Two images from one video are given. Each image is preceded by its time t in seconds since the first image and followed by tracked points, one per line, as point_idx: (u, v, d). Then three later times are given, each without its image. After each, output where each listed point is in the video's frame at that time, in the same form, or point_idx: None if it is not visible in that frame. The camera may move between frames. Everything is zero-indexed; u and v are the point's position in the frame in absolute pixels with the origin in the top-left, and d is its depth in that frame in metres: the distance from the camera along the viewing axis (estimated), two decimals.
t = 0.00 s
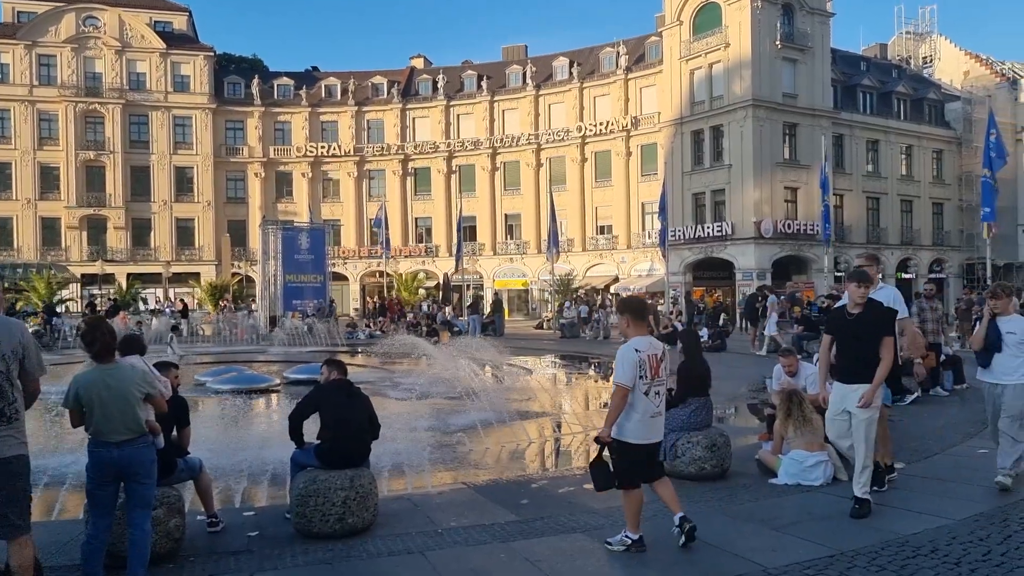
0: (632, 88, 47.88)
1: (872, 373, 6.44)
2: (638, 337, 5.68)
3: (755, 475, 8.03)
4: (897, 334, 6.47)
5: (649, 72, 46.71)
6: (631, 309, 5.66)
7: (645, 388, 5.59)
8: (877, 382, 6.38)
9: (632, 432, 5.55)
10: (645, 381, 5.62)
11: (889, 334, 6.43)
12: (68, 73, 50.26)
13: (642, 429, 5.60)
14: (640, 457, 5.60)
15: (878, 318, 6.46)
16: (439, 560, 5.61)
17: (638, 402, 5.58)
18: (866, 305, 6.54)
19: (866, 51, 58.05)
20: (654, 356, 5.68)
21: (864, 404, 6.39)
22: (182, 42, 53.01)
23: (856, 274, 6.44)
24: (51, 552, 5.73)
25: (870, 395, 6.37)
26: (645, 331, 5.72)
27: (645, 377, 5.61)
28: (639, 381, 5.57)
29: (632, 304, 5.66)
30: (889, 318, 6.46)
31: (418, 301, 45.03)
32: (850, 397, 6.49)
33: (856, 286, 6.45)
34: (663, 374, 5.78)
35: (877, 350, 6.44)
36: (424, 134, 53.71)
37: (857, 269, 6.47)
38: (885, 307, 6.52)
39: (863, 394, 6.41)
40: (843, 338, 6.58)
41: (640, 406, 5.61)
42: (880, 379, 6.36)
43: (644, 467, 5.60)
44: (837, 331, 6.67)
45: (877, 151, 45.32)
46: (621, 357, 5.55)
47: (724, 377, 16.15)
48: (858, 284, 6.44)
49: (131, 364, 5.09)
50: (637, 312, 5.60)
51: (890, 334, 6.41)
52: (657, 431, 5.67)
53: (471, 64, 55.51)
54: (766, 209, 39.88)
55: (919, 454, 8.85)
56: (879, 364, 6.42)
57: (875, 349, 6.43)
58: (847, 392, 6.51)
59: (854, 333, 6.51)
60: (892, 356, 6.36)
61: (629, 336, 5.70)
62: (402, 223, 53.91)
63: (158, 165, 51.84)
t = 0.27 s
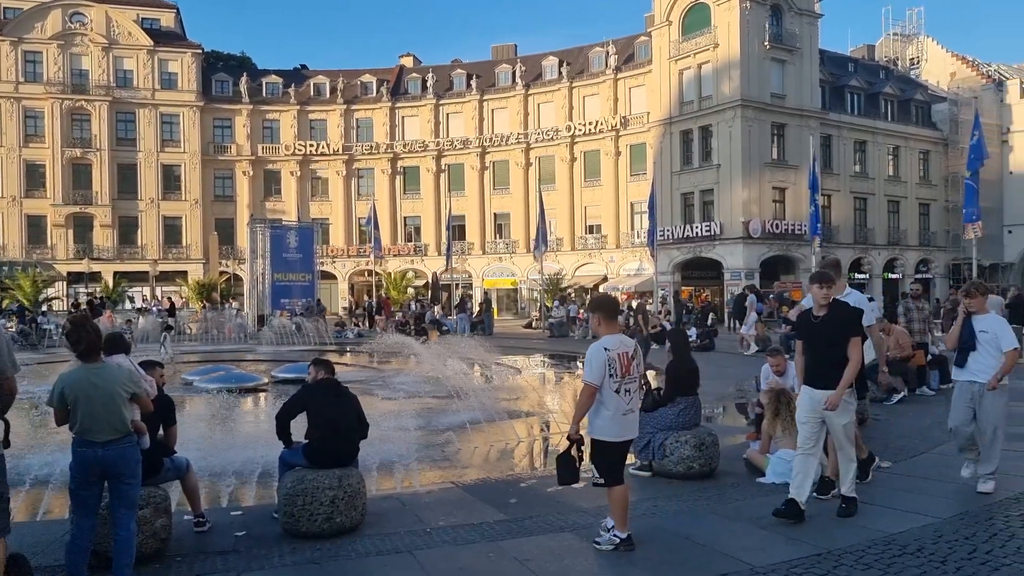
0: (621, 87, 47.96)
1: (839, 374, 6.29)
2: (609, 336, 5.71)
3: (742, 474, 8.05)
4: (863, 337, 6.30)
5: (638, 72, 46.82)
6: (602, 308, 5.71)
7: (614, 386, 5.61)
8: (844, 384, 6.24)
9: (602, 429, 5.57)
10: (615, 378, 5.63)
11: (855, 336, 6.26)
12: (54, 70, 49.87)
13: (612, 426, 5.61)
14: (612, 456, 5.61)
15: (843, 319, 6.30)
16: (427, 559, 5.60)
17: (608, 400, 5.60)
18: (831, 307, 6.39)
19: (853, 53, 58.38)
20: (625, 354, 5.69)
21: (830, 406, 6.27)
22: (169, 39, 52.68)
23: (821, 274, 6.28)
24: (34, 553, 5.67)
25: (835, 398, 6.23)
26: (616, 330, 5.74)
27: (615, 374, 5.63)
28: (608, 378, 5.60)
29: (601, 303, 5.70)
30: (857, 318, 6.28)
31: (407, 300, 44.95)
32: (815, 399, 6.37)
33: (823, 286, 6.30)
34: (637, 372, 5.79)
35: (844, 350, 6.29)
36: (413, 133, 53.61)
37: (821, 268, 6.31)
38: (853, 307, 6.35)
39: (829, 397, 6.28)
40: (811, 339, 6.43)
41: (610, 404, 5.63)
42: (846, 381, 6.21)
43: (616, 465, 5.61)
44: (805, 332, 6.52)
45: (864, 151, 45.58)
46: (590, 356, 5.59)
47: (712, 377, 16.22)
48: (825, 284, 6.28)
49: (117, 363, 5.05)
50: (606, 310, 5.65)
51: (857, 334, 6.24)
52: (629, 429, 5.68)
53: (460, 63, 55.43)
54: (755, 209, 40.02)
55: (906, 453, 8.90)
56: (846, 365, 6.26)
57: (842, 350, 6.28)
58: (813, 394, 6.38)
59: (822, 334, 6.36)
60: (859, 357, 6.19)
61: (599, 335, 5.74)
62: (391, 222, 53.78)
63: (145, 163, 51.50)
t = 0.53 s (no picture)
0: (612, 87, 48.04)
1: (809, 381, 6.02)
2: (588, 336, 5.74)
3: (732, 473, 8.08)
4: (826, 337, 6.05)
5: (629, 72, 46.90)
6: (582, 307, 5.73)
7: (594, 385, 5.63)
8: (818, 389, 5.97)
9: (582, 429, 5.60)
10: (595, 378, 5.66)
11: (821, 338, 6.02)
12: (42, 67, 49.53)
13: (593, 425, 5.63)
14: (591, 454, 5.64)
15: (805, 319, 6.04)
16: (418, 559, 5.59)
17: (587, 399, 5.62)
18: (792, 309, 6.12)
19: (843, 54, 58.66)
20: (604, 353, 5.74)
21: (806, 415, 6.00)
22: (159, 36, 52.40)
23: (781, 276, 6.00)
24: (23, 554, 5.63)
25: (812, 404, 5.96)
26: (596, 329, 5.78)
27: (595, 374, 5.66)
28: (588, 378, 5.62)
29: (583, 302, 5.75)
30: (820, 320, 6.04)
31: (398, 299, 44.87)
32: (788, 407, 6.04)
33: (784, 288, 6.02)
34: (617, 373, 5.83)
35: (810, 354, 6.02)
36: (404, 132, 53.53)
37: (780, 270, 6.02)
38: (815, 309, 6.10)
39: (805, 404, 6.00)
40: (775, 341, 6.11)
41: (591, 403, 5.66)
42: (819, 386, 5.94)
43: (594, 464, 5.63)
44: (766, 338, 6.21)
45: (854, 152, 45.80)
46: (570, 353, 5.63)
47: (702, 377, 16.27)
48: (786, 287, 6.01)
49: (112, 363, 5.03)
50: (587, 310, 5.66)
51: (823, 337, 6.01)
52: (609, 428, 5.71)
53: (452, 62, 55.36)
54: (745, 209, 40.14)
55: (894, 452, 8.94)
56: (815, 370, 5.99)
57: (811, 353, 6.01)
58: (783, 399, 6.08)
59: (786, 337, 6.06)
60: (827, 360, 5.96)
61: (579, 335, 5.77)
62: (382, 221, 53.66)
63: (134, 161, 51.22)
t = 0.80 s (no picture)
0: (605, 87, 48.09)
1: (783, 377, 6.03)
2: (572, 334, 5.79)
3: (724, 473, 8.09)
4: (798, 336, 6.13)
5: (622, 72, 46.95)
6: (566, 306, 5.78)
7: (577, 382, 5.67)
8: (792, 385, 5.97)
9: (567, 425, 5.65)
10: (577, 375, 5.70)
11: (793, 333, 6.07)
12: (33, 66, 49.29)
13: (576, 422, 5.68)
14: (575, 449, 5.69)
15: (779, 315, 6.06)
16: (411, 559, 5.58)
17: (571, 396, 5.66)
18: (765, 306, 6.12)
19: (836, 55, 58.87)
20: (587, 351, 5.77)
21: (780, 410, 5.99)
22: (151, 35, 52.20)
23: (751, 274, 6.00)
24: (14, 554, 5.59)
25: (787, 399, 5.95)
26: (579, 327, 5.81)
27: (577, 371, 5.70)
28: (572, 375, 5.66)
29: (567, 300, 5.76)
30: (791, 316, 6.08)
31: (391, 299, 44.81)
32: (762, 403, 6.03)
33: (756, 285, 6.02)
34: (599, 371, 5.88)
35: (782, 349, 6.04)
36: (397, 131, 53.48)
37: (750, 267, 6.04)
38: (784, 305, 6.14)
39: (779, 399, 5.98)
40: (748, 337, 6.12)
41: (575, 400, 5.70)
42: (794, 382, 5.95)
43: (576, 460, 5.71)
44: (738, 334, 6.18)
45: (846, 152, 45.98)
46: (553, 351, 5.66)
47: (695, 376, 16.31)
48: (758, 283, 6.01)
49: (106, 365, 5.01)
50: (572, 309, 5.71)
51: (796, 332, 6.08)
52: (592, 424, 5.77)
53: (445, 62, 55.31)
54: (738, 209, 40.22)
55: (886, 452, 8.97)
56: (788, 365, 6.00)
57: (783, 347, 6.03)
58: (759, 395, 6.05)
59: (759, 333, 6.07)
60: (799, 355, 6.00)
61: (563, 333, 5.82)
62: (376, 221, 53.58)
63: (126, 160, 51.01)
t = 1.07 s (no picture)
0: (604, 86, 48.09)
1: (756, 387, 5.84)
2: (562, 332, 5.81)
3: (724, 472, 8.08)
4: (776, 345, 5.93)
5: (621, 71, 46.95)
6: (559, 304, 5.82)
7: (564, 379, 5.67)
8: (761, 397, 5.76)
9: (554, 422, 5.64)
10: (564, 372, 5.69)
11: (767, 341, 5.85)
12: (31, 65, 49.23)
13: (562, 419, 5.67)
14: (559, 447, 5.69)
15: (755, 322, 5.87)
16: (408, 558, 5.58)
17: (557, 393, 5.66)
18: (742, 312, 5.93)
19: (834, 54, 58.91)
20: (575, 350, 5.78)
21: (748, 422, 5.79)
22: (149, 34, 52.14)
23: (730, 275, 5.80)
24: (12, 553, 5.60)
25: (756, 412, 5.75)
26: (569, 326, 5.83)
27: (565, 368, 5.70)
28: (559, 372, 5.66)
29: (559, 299, 5.80)
30: (766, 324, 5.88)
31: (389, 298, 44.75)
32: (732, 413, 5.82)
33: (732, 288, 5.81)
34: (587, 370, 5.86)
35: (754, 357, 5.84)
36: (396, 130, 53.46)
37: (728, 269, 5.84)
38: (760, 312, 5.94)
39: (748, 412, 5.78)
40: (721, 344, 5.93)
41: (562, 397, 5.69)
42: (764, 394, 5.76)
43: (560, 457, 5.69)
44: (715, 340, 5.99)
45: (845, 152, 46.02)
46: (540, 347, 5.68)
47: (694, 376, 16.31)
48: (734, 287, 5.81)
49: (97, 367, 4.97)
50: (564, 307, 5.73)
51: (770, 341, 5.85)
52: (579, 422, 5.75)
53: (443, 61, 55.28)
54: (736, 208, 40.24)
55: (884, 451, 8.99)
56: (759, 374, 5.81)
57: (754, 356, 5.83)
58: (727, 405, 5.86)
59: (733, 340, 5.87)
60: (771, 365, 5.79)
61: (554, 331, 5.85)
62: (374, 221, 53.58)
63: (124, 160, 50.95)
